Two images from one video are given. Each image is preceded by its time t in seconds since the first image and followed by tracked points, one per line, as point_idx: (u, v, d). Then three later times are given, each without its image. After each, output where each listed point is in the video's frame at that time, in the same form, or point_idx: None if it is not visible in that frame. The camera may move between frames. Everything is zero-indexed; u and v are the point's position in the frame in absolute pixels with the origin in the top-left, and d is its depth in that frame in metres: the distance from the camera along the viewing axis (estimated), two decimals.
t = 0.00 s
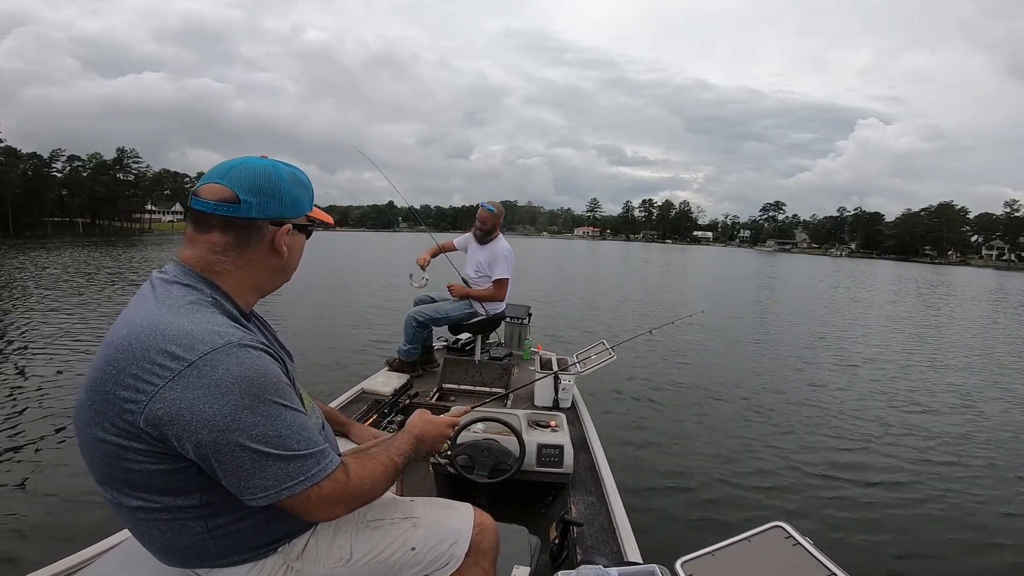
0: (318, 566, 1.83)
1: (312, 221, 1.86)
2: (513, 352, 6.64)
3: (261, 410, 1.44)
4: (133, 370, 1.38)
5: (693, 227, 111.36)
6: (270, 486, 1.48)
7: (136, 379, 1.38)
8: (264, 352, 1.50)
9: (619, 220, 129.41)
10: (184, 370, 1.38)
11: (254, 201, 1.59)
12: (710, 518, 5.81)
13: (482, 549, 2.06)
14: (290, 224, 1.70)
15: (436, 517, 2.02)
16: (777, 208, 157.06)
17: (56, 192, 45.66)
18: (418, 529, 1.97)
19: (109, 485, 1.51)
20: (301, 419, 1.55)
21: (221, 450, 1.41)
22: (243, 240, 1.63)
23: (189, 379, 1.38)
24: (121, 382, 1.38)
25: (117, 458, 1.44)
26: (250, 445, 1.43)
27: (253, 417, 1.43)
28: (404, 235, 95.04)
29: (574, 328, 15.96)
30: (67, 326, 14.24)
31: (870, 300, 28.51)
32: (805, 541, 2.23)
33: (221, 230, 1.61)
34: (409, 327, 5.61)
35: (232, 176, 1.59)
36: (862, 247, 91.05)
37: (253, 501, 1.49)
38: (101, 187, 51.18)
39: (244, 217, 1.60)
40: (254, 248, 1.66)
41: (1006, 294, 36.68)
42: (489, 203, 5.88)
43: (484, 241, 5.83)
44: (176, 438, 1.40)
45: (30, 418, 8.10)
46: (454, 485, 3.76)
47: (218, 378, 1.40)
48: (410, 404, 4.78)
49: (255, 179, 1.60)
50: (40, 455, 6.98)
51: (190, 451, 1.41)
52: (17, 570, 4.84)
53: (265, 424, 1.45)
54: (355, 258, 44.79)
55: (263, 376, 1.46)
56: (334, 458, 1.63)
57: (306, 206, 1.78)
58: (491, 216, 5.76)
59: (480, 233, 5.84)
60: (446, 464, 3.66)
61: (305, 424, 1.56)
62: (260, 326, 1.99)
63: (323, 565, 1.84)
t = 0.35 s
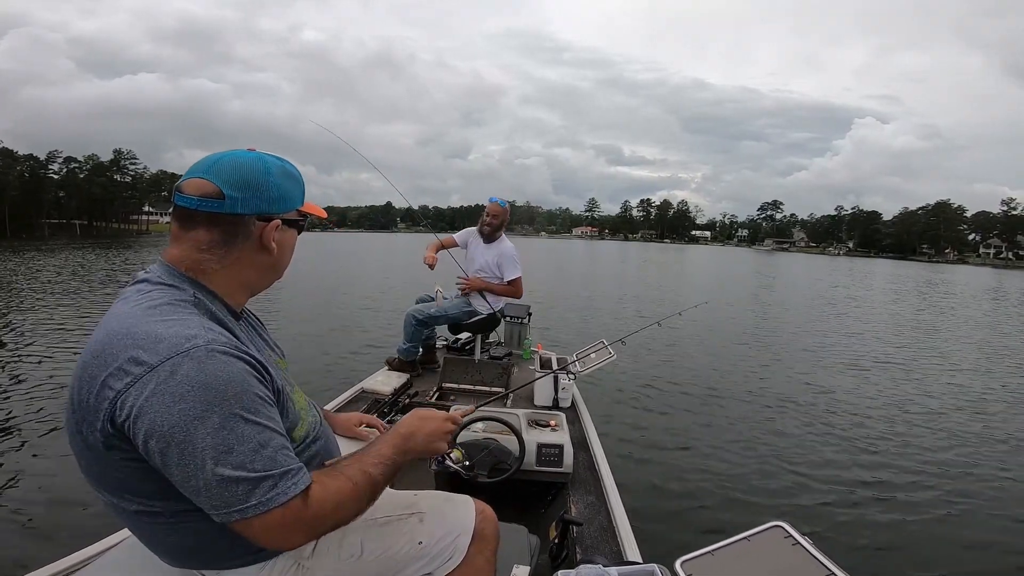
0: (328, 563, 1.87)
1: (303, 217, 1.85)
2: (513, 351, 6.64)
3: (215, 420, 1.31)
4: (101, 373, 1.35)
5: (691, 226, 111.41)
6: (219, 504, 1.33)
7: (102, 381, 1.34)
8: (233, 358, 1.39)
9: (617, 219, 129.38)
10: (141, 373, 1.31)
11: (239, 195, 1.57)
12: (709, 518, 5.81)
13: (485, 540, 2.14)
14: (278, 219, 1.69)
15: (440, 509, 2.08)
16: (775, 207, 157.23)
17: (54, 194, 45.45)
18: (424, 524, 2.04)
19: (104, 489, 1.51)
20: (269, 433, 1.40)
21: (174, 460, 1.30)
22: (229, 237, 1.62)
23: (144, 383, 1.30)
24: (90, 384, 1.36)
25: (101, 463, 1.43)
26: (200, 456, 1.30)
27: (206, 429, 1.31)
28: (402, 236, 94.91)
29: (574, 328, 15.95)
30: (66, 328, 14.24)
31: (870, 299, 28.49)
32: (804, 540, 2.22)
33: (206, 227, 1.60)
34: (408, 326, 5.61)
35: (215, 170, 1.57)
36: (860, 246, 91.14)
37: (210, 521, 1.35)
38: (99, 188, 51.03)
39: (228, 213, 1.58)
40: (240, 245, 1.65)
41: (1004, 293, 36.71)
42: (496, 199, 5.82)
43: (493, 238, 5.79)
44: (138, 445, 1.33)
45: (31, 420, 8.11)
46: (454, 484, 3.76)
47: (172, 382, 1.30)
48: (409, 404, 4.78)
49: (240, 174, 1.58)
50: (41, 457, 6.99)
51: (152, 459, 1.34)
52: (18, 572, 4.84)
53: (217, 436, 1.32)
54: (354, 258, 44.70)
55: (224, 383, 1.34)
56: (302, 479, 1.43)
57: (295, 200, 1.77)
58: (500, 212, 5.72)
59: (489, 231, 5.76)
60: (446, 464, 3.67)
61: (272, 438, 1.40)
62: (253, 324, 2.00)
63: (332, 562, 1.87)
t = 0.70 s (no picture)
0: (335, 560, 1.87)
1: (316, 219, 1.85)
2: (513, 352, 6.63)
3: (162, 422, 1.22)
4: (100, 343, 1.36)
5: (690, 226, 111.47)
6: (117, 499, 1.20)
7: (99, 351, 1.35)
8: (216, 365, 1.32)
9: (615, 219, 129.47)
10: (123, 350, 1.29)
11: (255, 197, 1.56)
12: (710, 519, 5.82)
13: (486, 538, 2.25)
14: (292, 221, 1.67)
15: (443, 507, 2.18)
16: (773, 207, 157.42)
17: (50, 195, 45.24)
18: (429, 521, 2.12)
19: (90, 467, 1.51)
20: (215, 448, 1.29)
21: (108, 447, 1.22)
22: (243, 238, 1.61)
23: (120, 361, 1.27)
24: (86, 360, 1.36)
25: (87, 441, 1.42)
26: (129, 450, 1.20)
27: (151, 419, 1.22)
28: (400, 236, 94.85)
29: (573, 328, 15.96)
30: (65, 330, 14.22)
31: (868, 299, 28.56)
32: (806, 540, 2.21)
33: (221, 226, 1.58)
34: (408, 327, 5.60)
35: (232, 171, 1.56)
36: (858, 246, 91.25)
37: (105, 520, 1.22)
38: (95, 189, 50.87)
39: (243, 213, 1.56)
40: (254, 245, 1.64)
41: (1002, 292, 36.76)
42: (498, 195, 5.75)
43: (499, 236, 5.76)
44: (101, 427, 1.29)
45: (31, 422, 8.10)
46: (455, 484, 3.75)
47: (141, 375, 1.24)
48: (410, 404, 4.77)
49: (256, 175, 1.57)
50: (42, 459, 6.98)
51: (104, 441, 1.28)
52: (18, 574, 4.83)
53: (160, 438, 1.22)
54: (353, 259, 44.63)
55: (193, 389, 1.26)
56: (215, 501, 1.28)
57: (308, 202, 1.76)
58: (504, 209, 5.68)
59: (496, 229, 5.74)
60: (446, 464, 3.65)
61: (215, 454, 1.29)
62: (262, 324, 1.98)
63: (340, 559, 1.88)
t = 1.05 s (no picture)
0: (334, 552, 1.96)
1: (334, 225, 1.87)
2: (513, 352, 6.64)
3: (110, 385, 1.20)
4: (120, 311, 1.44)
5: (688, 226, 111.62)
6: (38, 445, 1.17)
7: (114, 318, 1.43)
8: (195, 347, 1.31)
9: (614, 219, 129.53)
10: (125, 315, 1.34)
11: (276, 196, 1.59)
12: (710, 519, 5.82)
13: (487, 536, 2.27)
14: (309, 224, 1.70)
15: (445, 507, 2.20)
16: (770, 207, 157.55)
17: (47, 195, 45.03)
18: (429, 516, 2.17)
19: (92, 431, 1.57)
20: (157, 425, 1.25)
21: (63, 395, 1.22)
22: (260, 235, 1.62)
23: (116, 324, 1.32)
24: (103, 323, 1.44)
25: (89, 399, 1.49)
26: (73, 402, 1.19)
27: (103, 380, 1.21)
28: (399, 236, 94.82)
29: (572, 329, 15.96)
30: (65, 331, 14.22)
31: (867, 299, 28.63)
32: (807, 540, 2.21)
33: (240, 222, 1.61)
34: (408, 327, 5.59)
35: (258, 172, 1.60)
36: (856, 246, 91.38)
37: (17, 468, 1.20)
38: (93, 189, 50.78)
39: (263, 210, 1.58)
40: (270, 244, 1.65)
41: (999, 292, 36.81)
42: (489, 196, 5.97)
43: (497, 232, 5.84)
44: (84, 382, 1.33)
45: (31, 422, 8.09)
46: (456, 484, 3.74)
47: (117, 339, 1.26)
48: (410, 404, 4.76)
49: (280, 176, 1.60)
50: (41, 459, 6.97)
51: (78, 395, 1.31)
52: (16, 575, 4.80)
53: (106, 400, 1.20)
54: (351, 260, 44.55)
55: (158, 363, 1.25)
56: (118, 475, 1.22)
57: (328, 207, 1.79)
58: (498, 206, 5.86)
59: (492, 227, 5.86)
60: (446, 465, 3.65)
61: (154, 431, 1.25)
62: (277, 324, 1.99)
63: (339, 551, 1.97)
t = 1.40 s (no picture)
0: (336, 534, 2.00)
1: (373, 247, 1.99)
2: (514, 352, 6.64)
3: (202, 379, 1.32)
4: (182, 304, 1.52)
5: (686, 226, 111.66)
6: (131, 439, 1.28)
7: (178, 311, 1.51)
8: (269, 345, 1.44)
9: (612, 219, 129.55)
10: (198, 313, 1.43)
11: (337, 211, 1.73)
12: (711, 519, 5.83)
13: (485, 528, 2.33)
14: (359, 241, 1.83)
15: (444, 499, 2.27)
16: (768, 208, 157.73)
17: (44, 195, 44.88)
18: (430, 505, 2.21)
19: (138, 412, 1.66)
20: (242, 416, 1.39)
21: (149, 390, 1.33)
22: (317, 244, 1.74)
23: (192, 322, 1.42)
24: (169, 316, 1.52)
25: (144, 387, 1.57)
26: (163, 397, 1.30)
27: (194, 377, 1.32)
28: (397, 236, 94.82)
29: (571, 329, 15.96)
30: (61, 330, 14.15)
31: (863, 299, 28.67)
32: (807, 540, 2.22)
33: (302, 231, 1.72)
34: (408, 327, 5.58)
35: (324, 190, 1.75)
36: (854, 246, 91.43)
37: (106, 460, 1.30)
38: (90, 189, 50.64)
39: (326, 222, 1.71)
40: (324, 254, 1.76)
41: (997, 292, 36.79)
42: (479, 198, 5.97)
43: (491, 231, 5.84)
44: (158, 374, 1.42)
45: (30, 421, 8.07)
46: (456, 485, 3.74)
47: (200, 337, 1.36)
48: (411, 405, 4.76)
49: (342, 195, 1.76)
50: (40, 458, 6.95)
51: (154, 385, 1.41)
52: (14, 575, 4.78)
53: (199, 393, 1.32)
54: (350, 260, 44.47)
55: (242, 360, 1.37)
56: (204, 464, 1.35)
57: (374, 230, 1.93)
58: (489, 206, 5.85)
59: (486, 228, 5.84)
60: (447, 464, 3.65)
61: (236, 423, 1.38)
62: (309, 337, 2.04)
63: (342, 534, 2.01)
